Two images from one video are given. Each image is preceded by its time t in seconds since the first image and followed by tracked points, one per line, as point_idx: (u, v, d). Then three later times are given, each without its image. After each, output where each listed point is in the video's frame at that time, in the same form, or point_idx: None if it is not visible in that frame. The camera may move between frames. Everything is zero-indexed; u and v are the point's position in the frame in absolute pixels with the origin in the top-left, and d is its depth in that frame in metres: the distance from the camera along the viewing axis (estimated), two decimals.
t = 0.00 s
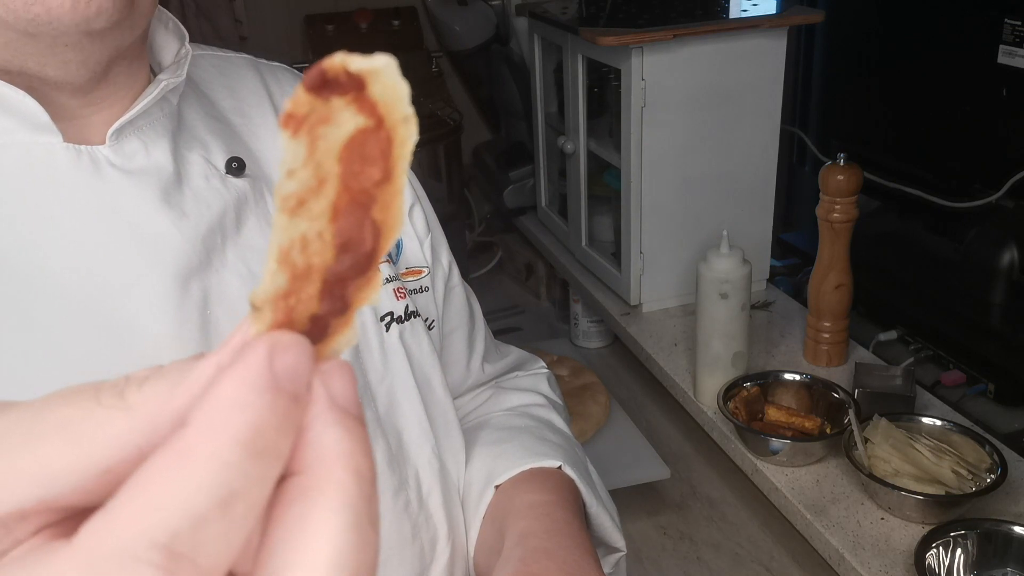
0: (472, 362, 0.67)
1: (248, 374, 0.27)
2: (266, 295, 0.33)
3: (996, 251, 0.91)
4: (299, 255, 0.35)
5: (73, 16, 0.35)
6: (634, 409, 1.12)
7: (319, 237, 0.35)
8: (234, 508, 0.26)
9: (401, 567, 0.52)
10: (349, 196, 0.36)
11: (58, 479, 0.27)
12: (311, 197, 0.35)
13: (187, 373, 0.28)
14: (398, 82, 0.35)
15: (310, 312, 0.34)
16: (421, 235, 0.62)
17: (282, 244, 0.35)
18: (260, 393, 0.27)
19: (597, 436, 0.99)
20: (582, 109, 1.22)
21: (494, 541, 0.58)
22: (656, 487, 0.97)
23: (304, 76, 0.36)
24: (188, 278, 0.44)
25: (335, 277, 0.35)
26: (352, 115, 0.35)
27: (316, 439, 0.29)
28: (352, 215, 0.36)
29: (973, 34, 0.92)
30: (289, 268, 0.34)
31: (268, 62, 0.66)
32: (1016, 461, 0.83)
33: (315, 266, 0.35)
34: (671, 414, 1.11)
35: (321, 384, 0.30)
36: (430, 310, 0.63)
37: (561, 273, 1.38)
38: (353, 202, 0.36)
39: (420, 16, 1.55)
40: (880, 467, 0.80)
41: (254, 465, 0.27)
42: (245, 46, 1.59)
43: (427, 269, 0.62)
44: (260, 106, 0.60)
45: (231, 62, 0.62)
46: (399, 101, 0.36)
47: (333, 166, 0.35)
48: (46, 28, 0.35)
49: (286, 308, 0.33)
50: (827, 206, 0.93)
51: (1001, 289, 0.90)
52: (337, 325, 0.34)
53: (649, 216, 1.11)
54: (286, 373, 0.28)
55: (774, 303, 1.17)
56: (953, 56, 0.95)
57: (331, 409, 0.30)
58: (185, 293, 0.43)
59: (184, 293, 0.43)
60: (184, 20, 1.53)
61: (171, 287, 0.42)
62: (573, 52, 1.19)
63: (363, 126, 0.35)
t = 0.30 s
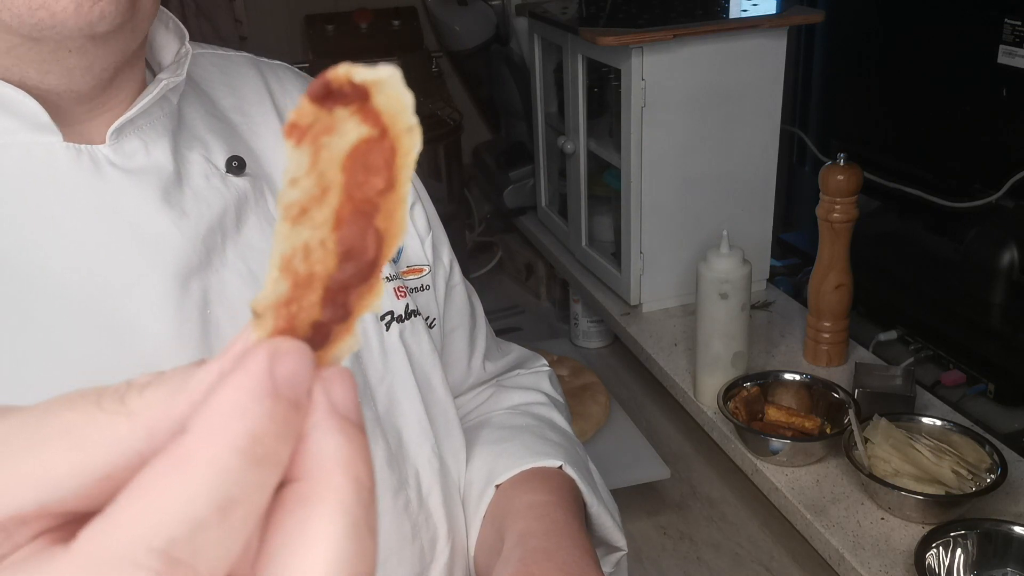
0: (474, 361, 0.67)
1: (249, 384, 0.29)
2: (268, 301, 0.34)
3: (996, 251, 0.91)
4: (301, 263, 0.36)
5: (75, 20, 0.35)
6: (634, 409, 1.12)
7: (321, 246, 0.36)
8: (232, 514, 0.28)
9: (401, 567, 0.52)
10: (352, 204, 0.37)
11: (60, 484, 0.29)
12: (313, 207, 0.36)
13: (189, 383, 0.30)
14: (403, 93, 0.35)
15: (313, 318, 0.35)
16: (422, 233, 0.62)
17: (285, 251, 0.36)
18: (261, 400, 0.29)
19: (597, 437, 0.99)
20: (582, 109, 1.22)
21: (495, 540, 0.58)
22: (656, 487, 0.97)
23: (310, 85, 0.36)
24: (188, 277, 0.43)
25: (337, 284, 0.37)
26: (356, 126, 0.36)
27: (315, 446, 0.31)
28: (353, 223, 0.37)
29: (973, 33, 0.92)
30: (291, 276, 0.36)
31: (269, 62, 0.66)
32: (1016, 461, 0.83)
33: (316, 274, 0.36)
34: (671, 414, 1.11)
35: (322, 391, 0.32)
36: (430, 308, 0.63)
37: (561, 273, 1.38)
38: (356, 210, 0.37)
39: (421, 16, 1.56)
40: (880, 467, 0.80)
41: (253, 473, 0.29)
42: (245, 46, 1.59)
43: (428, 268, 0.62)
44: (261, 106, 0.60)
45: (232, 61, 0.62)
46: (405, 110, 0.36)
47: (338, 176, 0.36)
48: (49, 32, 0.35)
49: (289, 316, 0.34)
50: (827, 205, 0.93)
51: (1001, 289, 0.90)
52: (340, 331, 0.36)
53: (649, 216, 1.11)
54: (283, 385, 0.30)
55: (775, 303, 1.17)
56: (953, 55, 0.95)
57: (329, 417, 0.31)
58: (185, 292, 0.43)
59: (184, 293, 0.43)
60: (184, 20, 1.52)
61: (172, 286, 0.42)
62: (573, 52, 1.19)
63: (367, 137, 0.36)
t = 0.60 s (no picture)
0: (477, 360, 0.67)
1: (229, 368, 0.24)
2: (251, 293, 0.33)
3: (996, 251, 0.91)
4: (287, 256, 0.35)
5: (72, 17, 0.34)
6: (634, 409, 1.12)
7: (307, 239, 0.35)
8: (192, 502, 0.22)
9: (402, 568, 0.52)
10: (339, 199, 0.36)
11: (38, 467, 0.24)
12: (299, 197, 0.35)
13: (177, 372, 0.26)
14: (386, 84, 0.36)
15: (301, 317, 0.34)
16: (424, 232, 0.62)
17: (269, 242, 0.35)
18: (234, 389, 0.23)
19: (597, 437, 0.99)
20: (582, 110, 1.22)
21: (496, 540, 0.58)
22: (657, 487, 0.97)
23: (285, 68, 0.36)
24: (188, 276, 0.44)
25: (325, 282, 0.35)
26: (338, 115, 0.36)
27: (288, 441, 0.26)
28: (341, 219, 0.36)
29: (973, 33, 0.92)
30: (275, 269, 0.34)
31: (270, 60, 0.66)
32: (1017, 461, 0.83)
33: (303, 269, 0.35)
34: (671, 414, 1.11)
35: (303, 390, 0.28)
36: (433, 307, 0.62)
37: (560, 273, 1.38)
38: (344, 205, 0.36)
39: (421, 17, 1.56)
40: (880, 467, 0.80)
41: (227, 462, 0.23)
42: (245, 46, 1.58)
43: (430, 266, 0.62)
44: (262, 104, 0.60)
45: (232, 59, 0.62)
46: (390, 102, 0.36)
47: (319, 163, 0.36)
48: (46, 30, 0.34)
49: (275, 313, 0.33)
50: (827, 205, 0.93)
51: (1001, 289, 0.90)
52: (329, 333, 0.34)
53: (649, 216, 1.11)
54: (268, 377, 0.24)
55: (774, 303, 1.17)
56: (953, 55, 0.95)
57: (309, 416, 0.27)
58: (184, 291, 0.43)
59: (184, 293, 0.43)
60: (185, 21, 1.52)
61: (171, 284, 0.42)
62: (574, 51, 1.19)
63: (350, 126, 0.36)
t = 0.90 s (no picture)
0: (477, 360, 0.67)
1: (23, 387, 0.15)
2: (247, 305, 0.31)
3: (996, 251, 0.91)
4: (287, 273, 0.31)
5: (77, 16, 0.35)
6: (634, 409, 1.12)
7: (305, 265, 0.31)
8: None
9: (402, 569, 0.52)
10: (348, 245, 0.31)
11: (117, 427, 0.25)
12: (318, 223, 0.32)
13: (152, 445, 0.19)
14: (398, 123, 0.30)
15: (272, 340, 0.30)
16: (423, 231, 0.61)
17: (284, 252, 0.32)
18: None
19: (596, 437, 0.99)
20: (582, 109, 1.22)
21: (495, 540, 0.58)
22: (657, 487, 0.97)
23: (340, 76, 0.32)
24: (187, 278, 0.43)
25: (301, 337, 0.31)
26: (360, 148, 0.31)
27: None
28: (340, 270, 0.31)
29: (973, 33, 0.92)
30: (274, 280, 0.32)
31: (270, 61, 0.66)
32: (1017, 461, 0.83)
33: (290, 302, 0.31)
34: (671, 414, 1.11)
35: None
36: (432, 307, 0.62)
37: (560, 273, 1.38)
38: (345, 253, 0.31)
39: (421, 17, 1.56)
40: (881, 467, 0.80)
41: None
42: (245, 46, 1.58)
43: (430, 267, 0.62)
44: (261, 104, 0.60)
45: (232, 60, 0.62)
46: (401, 152, 0.30)
47: (342, 198, 0.31)
48: (51, 33, 0.35)
49: (246, 330, 0.30)
50: (827, 205, 0.93)
51: (1001, 289, 0.90)
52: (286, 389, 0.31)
53: (649, 216, 1.11)
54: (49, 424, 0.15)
55: (774, 303, 1.17)
56: (953, 55, 0.95)
57: None
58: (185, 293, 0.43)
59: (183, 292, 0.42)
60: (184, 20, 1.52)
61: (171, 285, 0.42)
62: (573, 51, 1.19)
63: (365, 163, 0.30)
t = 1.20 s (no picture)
0: (473, 359, 0.66)
1: None
2: None
3: (995, 251, 0.91)
4: None
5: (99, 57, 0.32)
6: (634, 410, 1.12)
7: None
8: None
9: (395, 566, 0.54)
10: None
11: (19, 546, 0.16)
12: None
13: None
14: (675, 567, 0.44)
15: None
16: (420, 232, 0.63)
17: None
18: None
19: (596, 437, 0.99)
20: (582, 109, 1.22)
21: (495, 539, 0.58)
22: (656, 487, 0.97)
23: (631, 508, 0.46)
24: (178, 280, 0.47)
25: None
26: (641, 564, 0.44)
27: None
28: None
29: (973, 33, 0.92)
30: None
31: (267, 60, 0.66)
32: (1017, 461, 0.83)
33: None
34: (671, 414, 1.11)
35: None
36: (429, 307, 0.62)
37: (560, 273, 1.38)
38: None
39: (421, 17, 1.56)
40: (881, 467, 0.80)
41: None
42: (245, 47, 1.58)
43: (426, 267, 0.62)
44: (256, 102, 0.59)
45: (227, 57, 0.62)
46: None
47: None
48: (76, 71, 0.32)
49: None
50: (827, 205, 0.93)
51: (1001, 289, 0.90)
52: None
53: (649, 217, 1.11)
54: None
55: (775, 303, 1.17)
56: (953, 55, 0.95)
57: None
58: (174, 294, 0.47)
59: (173, 296, 0.47)
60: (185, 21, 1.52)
61: (160, 286, 0.47)
62: (573, 52, 1.20)
63: None
